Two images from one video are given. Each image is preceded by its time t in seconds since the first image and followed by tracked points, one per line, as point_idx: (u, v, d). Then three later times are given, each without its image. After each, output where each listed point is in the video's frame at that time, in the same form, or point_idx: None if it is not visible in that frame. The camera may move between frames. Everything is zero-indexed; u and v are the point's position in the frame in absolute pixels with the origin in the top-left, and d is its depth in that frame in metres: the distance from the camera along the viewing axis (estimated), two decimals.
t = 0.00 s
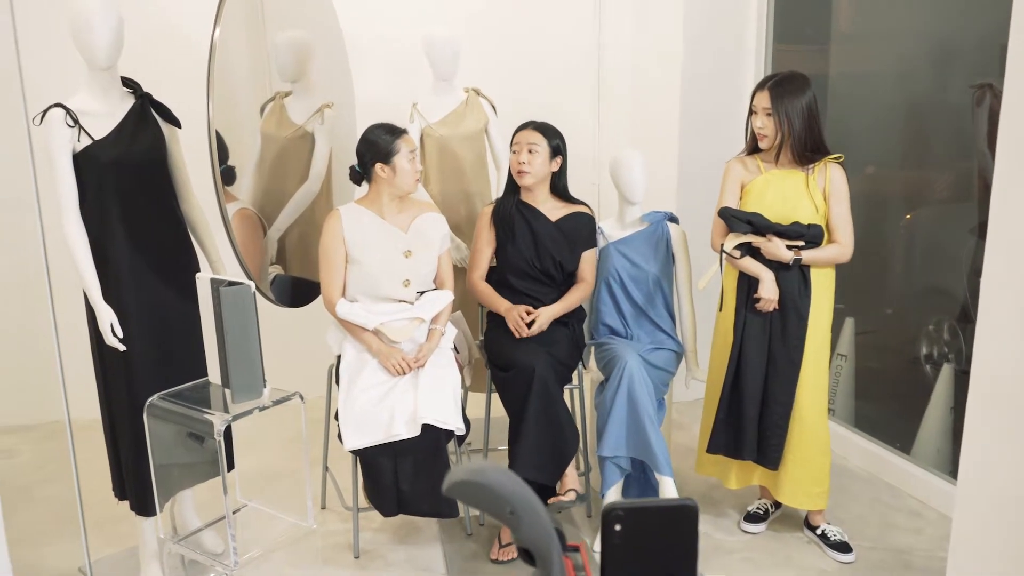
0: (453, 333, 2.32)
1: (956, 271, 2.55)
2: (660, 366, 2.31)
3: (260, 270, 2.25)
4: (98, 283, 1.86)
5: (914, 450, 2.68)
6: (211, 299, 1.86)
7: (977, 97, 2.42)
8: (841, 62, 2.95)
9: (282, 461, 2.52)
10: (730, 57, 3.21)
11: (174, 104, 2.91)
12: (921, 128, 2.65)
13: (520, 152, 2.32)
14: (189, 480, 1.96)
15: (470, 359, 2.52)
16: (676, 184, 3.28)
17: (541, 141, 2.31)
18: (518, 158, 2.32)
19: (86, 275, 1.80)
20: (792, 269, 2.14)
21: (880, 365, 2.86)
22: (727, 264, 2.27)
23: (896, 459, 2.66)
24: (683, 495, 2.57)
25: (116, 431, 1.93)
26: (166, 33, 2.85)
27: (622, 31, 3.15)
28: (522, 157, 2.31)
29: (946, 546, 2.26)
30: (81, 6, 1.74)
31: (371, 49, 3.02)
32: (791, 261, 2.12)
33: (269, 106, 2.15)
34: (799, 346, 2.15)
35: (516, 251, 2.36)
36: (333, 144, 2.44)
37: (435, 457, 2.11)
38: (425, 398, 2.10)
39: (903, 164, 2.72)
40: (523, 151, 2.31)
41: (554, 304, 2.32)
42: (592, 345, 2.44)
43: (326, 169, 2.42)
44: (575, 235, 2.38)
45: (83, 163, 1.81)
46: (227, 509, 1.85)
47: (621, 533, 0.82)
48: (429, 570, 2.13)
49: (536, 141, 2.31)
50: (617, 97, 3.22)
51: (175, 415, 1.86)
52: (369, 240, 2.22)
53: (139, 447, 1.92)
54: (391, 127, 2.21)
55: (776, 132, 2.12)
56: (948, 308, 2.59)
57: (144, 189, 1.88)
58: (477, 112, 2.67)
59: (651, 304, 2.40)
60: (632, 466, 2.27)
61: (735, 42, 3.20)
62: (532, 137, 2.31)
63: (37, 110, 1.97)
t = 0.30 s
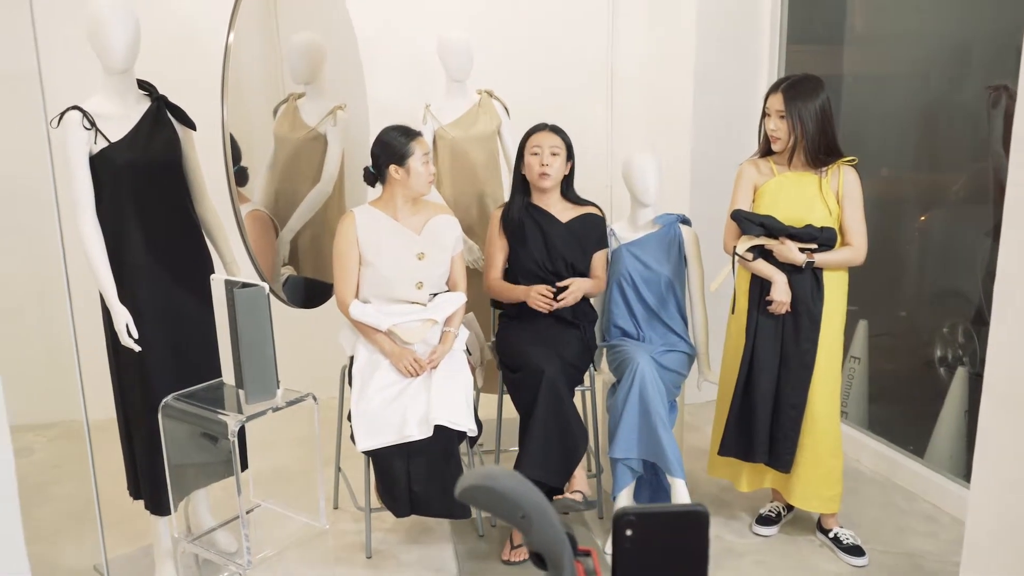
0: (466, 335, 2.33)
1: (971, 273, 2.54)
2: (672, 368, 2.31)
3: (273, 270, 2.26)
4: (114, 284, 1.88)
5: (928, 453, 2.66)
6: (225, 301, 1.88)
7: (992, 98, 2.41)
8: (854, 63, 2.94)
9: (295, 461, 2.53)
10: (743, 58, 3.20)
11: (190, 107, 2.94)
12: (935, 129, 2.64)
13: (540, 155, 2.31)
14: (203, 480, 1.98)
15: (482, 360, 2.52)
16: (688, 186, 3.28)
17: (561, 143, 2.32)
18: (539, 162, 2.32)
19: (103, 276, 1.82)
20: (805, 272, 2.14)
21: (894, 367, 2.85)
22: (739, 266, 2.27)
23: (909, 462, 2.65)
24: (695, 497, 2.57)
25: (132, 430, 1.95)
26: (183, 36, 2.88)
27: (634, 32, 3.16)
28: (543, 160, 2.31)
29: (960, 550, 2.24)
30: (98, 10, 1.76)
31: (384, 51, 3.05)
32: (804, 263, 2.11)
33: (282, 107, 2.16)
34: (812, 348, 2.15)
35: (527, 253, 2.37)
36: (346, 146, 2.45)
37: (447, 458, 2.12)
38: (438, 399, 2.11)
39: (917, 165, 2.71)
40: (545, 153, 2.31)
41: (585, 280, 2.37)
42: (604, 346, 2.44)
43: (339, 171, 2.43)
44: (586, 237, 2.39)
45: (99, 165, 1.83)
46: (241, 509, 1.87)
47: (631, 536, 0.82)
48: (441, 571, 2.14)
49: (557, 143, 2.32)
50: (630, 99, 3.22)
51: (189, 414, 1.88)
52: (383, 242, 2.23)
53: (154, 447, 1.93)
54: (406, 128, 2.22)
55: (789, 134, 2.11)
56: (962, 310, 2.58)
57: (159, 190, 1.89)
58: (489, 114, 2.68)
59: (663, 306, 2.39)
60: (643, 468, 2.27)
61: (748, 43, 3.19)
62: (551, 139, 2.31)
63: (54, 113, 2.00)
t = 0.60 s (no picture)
0: (475, 336, 2.33)
1: (982, 275, 2.52)
2: (681, 369, 2.30)
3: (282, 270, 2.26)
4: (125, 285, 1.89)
5: (938, 455, 2.64)
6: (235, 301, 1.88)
7: (1005, 99, 2.39)
8: (865, 62, 2.92)
9: (304, 461, 2.54)
10: (753, 58, 3.18)
11: (202, 106, 2.95)
12: (947, 129, 2.62)
13: (547, 158, 2.31)
14: (211, 480, 1.97)
15: (490, 361, 2.52)
16: (698, 187, 3.27)
17: (567, 145, 2.32)
18: (545, 165, 2.31)
19: (114, 276, 1.83)
20: (815, 273, 2.13)
21: (905, 368, 2.83)
22: (749, 267, 2.26)
23: (919, 464, 2.63)
24: (704, 498, 2.56)
25: (142, 429, 1.95)
26: (195, 37, 2.89)
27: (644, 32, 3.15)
28: (549, 163, 2.31)
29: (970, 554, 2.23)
30: (110, 11, 1.77)
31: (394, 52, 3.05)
32: (814, 265, 2.10)
33: (292, 107, 2.16)
34: (822, 350, 2.14)
35: (535, 255, 2.37)
36: (355, 146, 2.45)
37: (455, 459, 2.12)
38: (446, 399, 2.11)
39: (929, 165, 2.69)
40: (551, 157, 2.30)
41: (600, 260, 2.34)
42: (613, 347, 2.43)
43: (348, 171, 2.44)
44: (594, 236, 2.38)
45: (110, 165, 1.83)
46: (250, 508, 1.87)
47: (638, 540, 0.82)
48: (449, 571, 2.14)
49: (563, 146, 2.31)
50: (639, 99, 3.22)
51: (198, 414, 1.88)
52: (392, 242, 2.24)
53: (164, 446, 1.95)
54: (416, 130, 2.22)
55: (799, 134, 2.10)
56: (973, 312, 2.56)
57: (170, 190, 1.90)
58: (498, 115, 2.68)
59: (673, 307, 2.39)
60: (652, 469, 2.26)
61: (759, 42, 3.17)
62: (557, 142, 2.31)
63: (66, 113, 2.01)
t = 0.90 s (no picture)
0: (483, 336, 2.33)
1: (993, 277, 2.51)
2: (689, 371, 2.30)
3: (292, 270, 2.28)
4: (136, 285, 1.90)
5: (948, 458, 2.63)
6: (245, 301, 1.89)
7: (1016, 100, 2.38)
8: (875, 63, 2.91)
9: (312, 461, 2.55)
10: (763, 59, 3.18)
11: (210, 108, 2.96)
12: (958, 130, 2.61)
13: (553, 161, 2.31)
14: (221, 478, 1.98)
15: (498, 362, 2.53)
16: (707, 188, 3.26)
17: (572, 149, 2.32)
18: (551, 168, 2.31)
19: (124, 276, 1.84)
20: (824, 276, 2.12)
21: (915, 370, 2.82)
22: (758, 269, 2.25)
23: (929, 467, 2.62)
24: (712, 500, 2.56)
25: (151, 429, 1.97)
26: (206, 39, 2.91)
27: (653, 33, 3.15)
28: (555, 167, 2.31)
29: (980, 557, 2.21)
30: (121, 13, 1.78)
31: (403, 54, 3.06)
32: (823, 267, 2.10)
33: (301, 108, 2.17)
34: (831, 352, 2.13)
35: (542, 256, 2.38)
36: (364, 147, 2.46)
37: (463, 459, 2.13)
38: (454, 400, 2.11)
39: (938, 167, 2.68)
40: (557, 160, 2.30)
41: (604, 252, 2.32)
42: (621, 349, 2.43)
43: (357, 171, 2.45)
44: (601, 238, 2.39)
45: (121, 166, 1.85)
46: (258, 508, 1.87)
47: (646, 542, 0.83)
48: (457, 571, 2.15)
49: (568, 149, 2.31)
50: (648, 101, 3.22)
51: (207, 414, 1.89)
52: (401, 243, 2.24)
53: (174, 446, 1.96)
54: (426, 131, 2.23)
55: (808, 136, 2.10)
56: (984, 314, 2.55)
57: (180, 191, 1.91)
58: (507, 116, 2.68)
59: (681, 309, 2.39)
60: (660, 471, 2.26)
61: (769, 44, 3.17)
62: (563, 145, 2.31)
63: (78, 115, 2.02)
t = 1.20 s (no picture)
0: (491, 336, 2.33)
1: (1005, 277, 2.49)
2: (698, 372, 2.29)
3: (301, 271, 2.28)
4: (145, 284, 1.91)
5: (958, 460, 2.61)
6: (253, 300, 1.90)
7: None
8: (885, 63, 2.89)
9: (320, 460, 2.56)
10: (772, 59, 3.16)
11: (220, 108, 2.98)
12: (969, 130, 2.59)
13: (558, 163, 2.31)
14: (229, 477, 1.98)
15: (507, 362, 2.53)
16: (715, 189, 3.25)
17: (577, 149, 2.31)
18: (556, 170, 2.31)
19: (133, 275, 1.85)
20: (833, 276, 2.11)
21: (926, 371, 2.80)
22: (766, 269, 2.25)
23: (939, 469, 2.60)
24: (720, 501, 2.55)
25: (161, 427, 1.98)
26: (216, 39, 2.92)
27: (662, 32, 3.14)
28: (560, 167, 2.30)
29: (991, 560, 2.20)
30: (131, 13, 1.79)
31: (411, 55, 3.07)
32: (832, 267, 2.09)
33: (310, 108, 2.17)
34: (840, 352, 2.12)
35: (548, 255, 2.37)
36: (373, 147, 2.47)
37: (470, 459, 2.13)
38: (462, 399, 2.11)
39: (950, 167, 2.66)
40: (562, 161, 2.30)
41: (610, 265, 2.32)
42: (629, 349, 2.42)
43: (366, 171, 2.45)
44: (606, 237, 2.38)
45: (131, 165, 1.86)
46: (267, 507, 1.87)
47: (650, 543, 0.82)
48: (463, 571, 2.15)
49: (573, 151, 2.31)
50: (657, 101, 3.21)
51: (216, 412, 1.90)
52: (410, 243, 2.25)
53: (182, 444, 1.97)
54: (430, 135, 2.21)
55: (817, 136, 2.09)
56: (995, 315, 2.53)
57: (189, 190, 1.92)
58: (515, 117, 2.68)
59: (689, 309, 2.38)
60: (668, 472, 2.25)
61: (777, 42, 3.16)
62: (568, 146, 2.30)
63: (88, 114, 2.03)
